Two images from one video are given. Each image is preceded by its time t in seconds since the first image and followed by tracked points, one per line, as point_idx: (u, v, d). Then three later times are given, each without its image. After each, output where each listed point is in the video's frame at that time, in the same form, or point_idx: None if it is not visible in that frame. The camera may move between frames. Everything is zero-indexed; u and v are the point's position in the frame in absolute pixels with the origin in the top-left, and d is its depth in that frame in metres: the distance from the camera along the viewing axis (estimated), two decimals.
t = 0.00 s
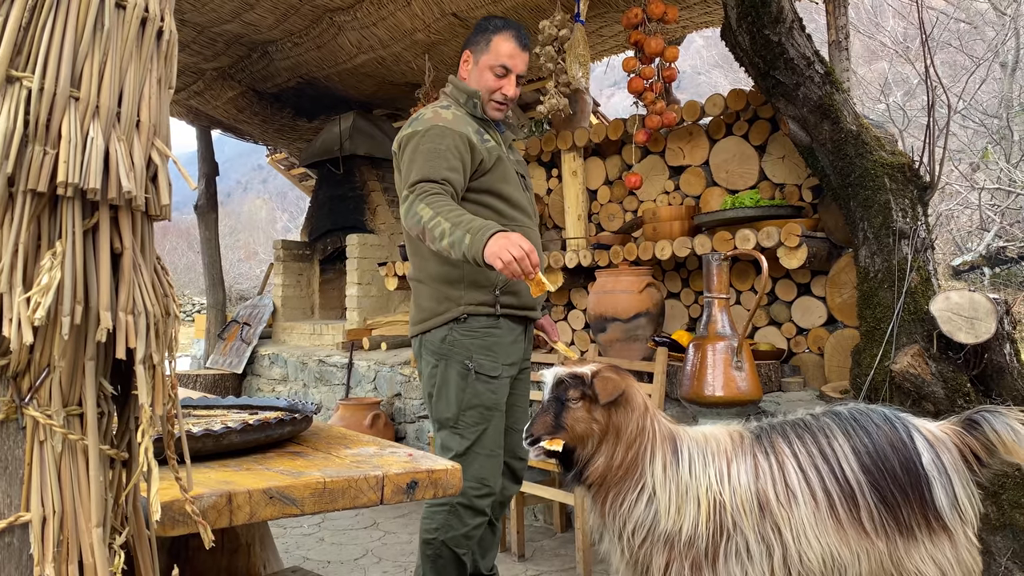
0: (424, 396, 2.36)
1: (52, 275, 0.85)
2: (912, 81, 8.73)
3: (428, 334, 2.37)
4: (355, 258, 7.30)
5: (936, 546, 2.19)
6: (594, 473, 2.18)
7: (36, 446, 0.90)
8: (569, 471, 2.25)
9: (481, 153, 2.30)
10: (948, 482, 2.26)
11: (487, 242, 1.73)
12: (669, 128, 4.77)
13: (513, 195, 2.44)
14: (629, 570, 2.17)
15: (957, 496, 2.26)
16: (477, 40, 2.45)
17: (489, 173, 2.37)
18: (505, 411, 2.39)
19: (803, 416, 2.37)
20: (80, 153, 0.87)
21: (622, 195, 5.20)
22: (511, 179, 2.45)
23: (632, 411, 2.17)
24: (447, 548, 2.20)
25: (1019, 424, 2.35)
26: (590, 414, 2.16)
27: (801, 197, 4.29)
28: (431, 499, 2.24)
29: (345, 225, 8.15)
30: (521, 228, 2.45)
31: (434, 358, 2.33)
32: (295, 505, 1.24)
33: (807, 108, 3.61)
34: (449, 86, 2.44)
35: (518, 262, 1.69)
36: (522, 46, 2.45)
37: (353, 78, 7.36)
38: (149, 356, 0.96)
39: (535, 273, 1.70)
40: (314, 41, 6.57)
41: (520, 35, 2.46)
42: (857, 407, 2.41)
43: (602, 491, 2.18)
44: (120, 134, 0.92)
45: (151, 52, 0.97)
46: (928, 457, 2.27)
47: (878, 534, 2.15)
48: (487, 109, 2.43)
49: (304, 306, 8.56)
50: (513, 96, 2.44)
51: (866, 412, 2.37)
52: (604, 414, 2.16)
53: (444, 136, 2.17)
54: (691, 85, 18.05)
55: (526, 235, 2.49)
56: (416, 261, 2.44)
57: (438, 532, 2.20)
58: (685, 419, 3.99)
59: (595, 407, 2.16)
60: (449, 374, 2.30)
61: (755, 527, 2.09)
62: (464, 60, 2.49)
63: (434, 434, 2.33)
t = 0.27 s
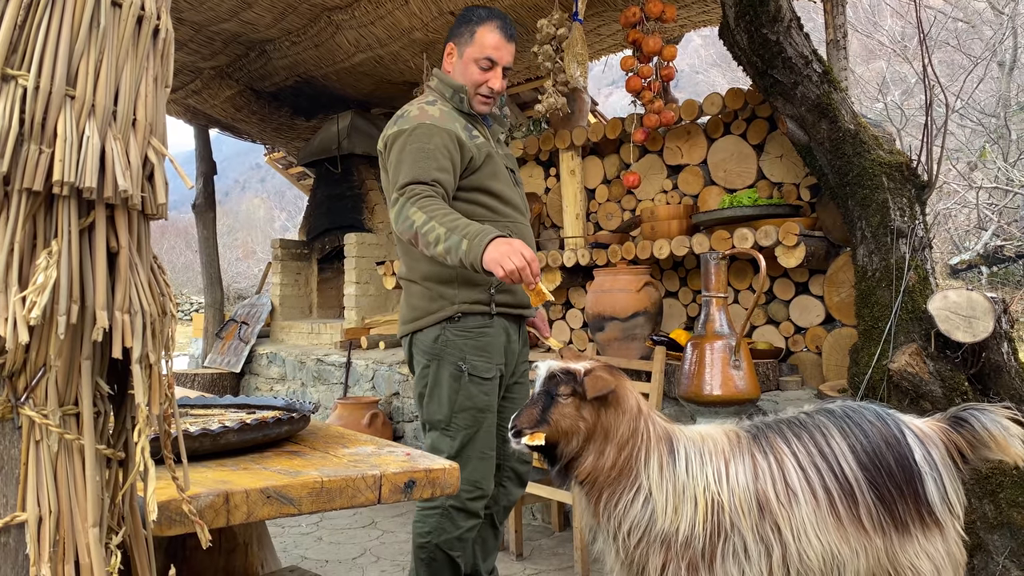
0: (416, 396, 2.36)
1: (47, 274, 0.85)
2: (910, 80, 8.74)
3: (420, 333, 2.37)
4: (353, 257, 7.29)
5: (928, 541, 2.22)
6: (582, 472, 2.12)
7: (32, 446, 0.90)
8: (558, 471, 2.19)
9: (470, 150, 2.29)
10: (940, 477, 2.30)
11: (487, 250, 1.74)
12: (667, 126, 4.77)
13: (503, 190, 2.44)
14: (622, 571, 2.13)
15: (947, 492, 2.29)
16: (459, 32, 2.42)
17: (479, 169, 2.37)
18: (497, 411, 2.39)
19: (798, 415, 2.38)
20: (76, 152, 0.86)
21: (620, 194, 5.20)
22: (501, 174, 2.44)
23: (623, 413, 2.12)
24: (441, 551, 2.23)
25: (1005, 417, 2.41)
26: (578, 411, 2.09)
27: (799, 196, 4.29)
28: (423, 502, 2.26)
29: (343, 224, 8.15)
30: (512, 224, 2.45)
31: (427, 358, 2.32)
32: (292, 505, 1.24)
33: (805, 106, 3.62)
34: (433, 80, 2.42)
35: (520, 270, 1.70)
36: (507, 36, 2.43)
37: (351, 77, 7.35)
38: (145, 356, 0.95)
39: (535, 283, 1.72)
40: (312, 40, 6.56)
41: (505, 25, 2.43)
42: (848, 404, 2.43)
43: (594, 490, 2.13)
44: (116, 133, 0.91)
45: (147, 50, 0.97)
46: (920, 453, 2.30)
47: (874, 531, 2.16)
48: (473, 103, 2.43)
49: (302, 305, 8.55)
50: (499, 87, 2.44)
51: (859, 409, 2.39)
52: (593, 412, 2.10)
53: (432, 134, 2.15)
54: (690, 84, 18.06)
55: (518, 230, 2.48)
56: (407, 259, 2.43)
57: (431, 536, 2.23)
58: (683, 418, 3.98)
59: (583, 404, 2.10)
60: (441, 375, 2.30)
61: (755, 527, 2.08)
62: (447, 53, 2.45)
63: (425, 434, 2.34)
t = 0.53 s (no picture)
0: (404, 397, 2.35)
1: (45, 273, 0.85)
2: (909, 79, 8.76)
3: (409, 333, 2.35)
4: (352, 255, 7.29)
5: (926, 537, 2.22)
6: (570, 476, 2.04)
7: (30, 445, 0.89)
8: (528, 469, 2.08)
9: (458, 148, 2.29)
10: (933, 473, 2.30)
11: (481, 251, 1.73)
12: (666, 125, 4.77)
13: (492, 188, 2.44)
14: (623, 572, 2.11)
15: (941, 488, 2.31)
16: (445, 25, 2.39)
17: (467, 168, 2.37)
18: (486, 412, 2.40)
19: (793, 413, 2.38)
20: (74, 150, 0.86)
21: (619, 193, 5.20)
22: (489, 171, 2.44)
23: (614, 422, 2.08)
24: (433, 553, 2.25)
25: (995, 422, 2.40)
26: (570, 412, 2.03)
27: (797, 195, 4.29)
28: (413, 506, 2.27)
29: (341, 223, 8.14)
30: (502, 221, 2.45)
31: (416, 359, 2.31)
32: (291, 504, 1.24)
33: (804, 105, 3.62)
34: (420, 75, 2.40)
35: (517, 270, 1.68)
36: (494, 28, 2.40)
37: (350, 75, 7.34)
38: (144, 355, 0.95)
39: (532, 282, 1.69)
40: (311, 38, 6.56)
41: (492, 17, 2.41)
42: (842, 402, 2.43)
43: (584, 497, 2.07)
44: (114, 131, 0.91)
45: (146, 48, 0.97)
46: (914, 450, 2.30)
47: (872, 528, 2.17)
48: (461, 98, 2.42)
49: (300, 304, 8.54)
50: (487, 81, 2.42)
51: (853, 407, 2.40)
52: (585, 414, 2.05)
53: (418, 134, 2.15)
54: (688, 83, 18.08)
55: (508, 228, 2.49)
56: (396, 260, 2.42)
57: (422, 539, 2.24)
58: (682, 417, 3.98)
59: (577, 406, 2.05)
60: (432, 376, 2.29)
61: (754, 526, 2.08)
62: (432, 46, 2.42)
63: (413, 435, 2.33)
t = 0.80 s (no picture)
0: (395, 398, 2.35)
1: (43, 272, 0.85)
2: (908, 78, 8.76)
3: (400, 335, 2.34)
4: (351, 255, 7.28)
5: (924, 536, 2.22)
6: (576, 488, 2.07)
7: (28, 444, 0.89)
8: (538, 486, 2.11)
9: (449, 149, 2.29)
10: (930, 473, 2.30)
11: (474, 248, 1.73)
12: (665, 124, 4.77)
13: (484, 188, 2.43)
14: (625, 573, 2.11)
15: (938, 487, 2.31)
16: (436, 20, 2.38)
17: (460, 169, 2.37)
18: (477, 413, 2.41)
19: (791, 412, 2.38)
20: (72, 148, 0.86)
21: (618, 192, 5.20)
22: (482, 171, 2.44)
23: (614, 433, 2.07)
24: (428, 554, 2.25)
25: (991, 425, 2.40)
26: (569, 427, 2.03)
27: (797, 194, 4.29)
28: (407, 508, 2.27)
29: (340, 222, 8.14)
30: (494, 221, 2.45)
31: (408, 361, 2.31)
32: (290, 503, 1.24)
33: (803, 104, 3.62)
34: (411, 71, 2.40)
35: (510, 266, 1.69)
36: (486, 24, 2.38)
37: (349, 74, 7.33)
38: (142, 354, 0.95)
39: (527, 277, 1.70)
40: (310, 37, 6.55)
41: (485, 13, 2.39)
42: (839, 401, 2.43)
43: (591, 507, 2.08)
44: (113, 130, 0.91)
45: (144, 47, 0.96)
46: (911, 449, 2.30)
47: (871, 527, 2.17)
48: (452, 96, 2.42)
49: (299, 303, 8.53)
50: (478, 77, 2.42)
51: (850, 405, 2.40)
52: (583, 428, 2.04)
53: (408, 134, 2.14)
54: (687, 82, 18.08)
55: (501, 228, 2.49)
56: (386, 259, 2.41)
57: (417, 541, 2.25)
58: (681, 417, 3.98)
59: (574, 420, 2.04)
60: (424, 379, 2.29)
61: (754, 525, 2.09)
62: (423, 42, 2.42)
63: (405, 436, 2.33)
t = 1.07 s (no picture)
0: (391, 399, 2.35)
1: (42, 272, 0.85)
2: (907, 77, 8.77)
3: (395, 336, 2.34)
4: (350, 254, 7.28)
5: (922, 535, 2.23)
6: (585, 486, 2.06)
7: (28, 443, 0.89)
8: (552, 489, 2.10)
9: (446, 148, 2.28)
10: (928, 472, 2.31)
11: (466, 257, 1.71)
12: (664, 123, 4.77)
13: (481, 188, 2.43)
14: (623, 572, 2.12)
15: (936, 486, 2.31)
16: (432, 17, 2.38)
17: (457, 168, 2.37)
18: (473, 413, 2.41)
19: (790, 412, 2.38)
20: (71, 148, 0.86)
21: (617, 191, 5.20)
22: (478, 171, 2.44)
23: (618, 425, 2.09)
24: (425, 554, 2.26)
25: (988, 427, 2.40)
26: (575, 422, 2.04)
27: (796, 193, 4.29)
28: (403, 508, 2.27)
29: (340, 221, 8.13)
30: (490, 220, 2.45)
31: (404, 362, 2.31)
32: (289, 503, 1.24)
33: (802, 103, 3.62)
34: (406, 68, 2.40)
35: (500, 277, 1.66)
36: (483, 22, 2.38)
37: (348, 73, 7.33)
38: (141, 354, 0.95)
39: (517, 290, 1.68)
40: (309, 36, 6.55)
41: (481, 10, 2.39)
42: (837, 400, 2.44)
43: (601, 504, 2.08)
44: (112, 129, 0.91)
45: (143, 46, 0.96)
46: (909, 447, 2.31)
47: (870, 526, 2.17)
48: (448, 93, 2.42)
49: (298, 302, 8.53)
50: (474, 74, 2.42)
51: (849, 405, 2.40)
52: (589, 422, 2.05)
53: (404, 133, 2.14)
54: (686, 81, 18.08)
55: (497, 228, 2.49)
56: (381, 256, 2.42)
57: (414, 541, 2.25)
58: (680, 416, 3.98)
59: (579, 415, 2.04)
60: (421, 379, 2.29)
61: (753, 524, 2.09)
62: (419, 39, 2.41)
63: (401, 436, 2.34)
